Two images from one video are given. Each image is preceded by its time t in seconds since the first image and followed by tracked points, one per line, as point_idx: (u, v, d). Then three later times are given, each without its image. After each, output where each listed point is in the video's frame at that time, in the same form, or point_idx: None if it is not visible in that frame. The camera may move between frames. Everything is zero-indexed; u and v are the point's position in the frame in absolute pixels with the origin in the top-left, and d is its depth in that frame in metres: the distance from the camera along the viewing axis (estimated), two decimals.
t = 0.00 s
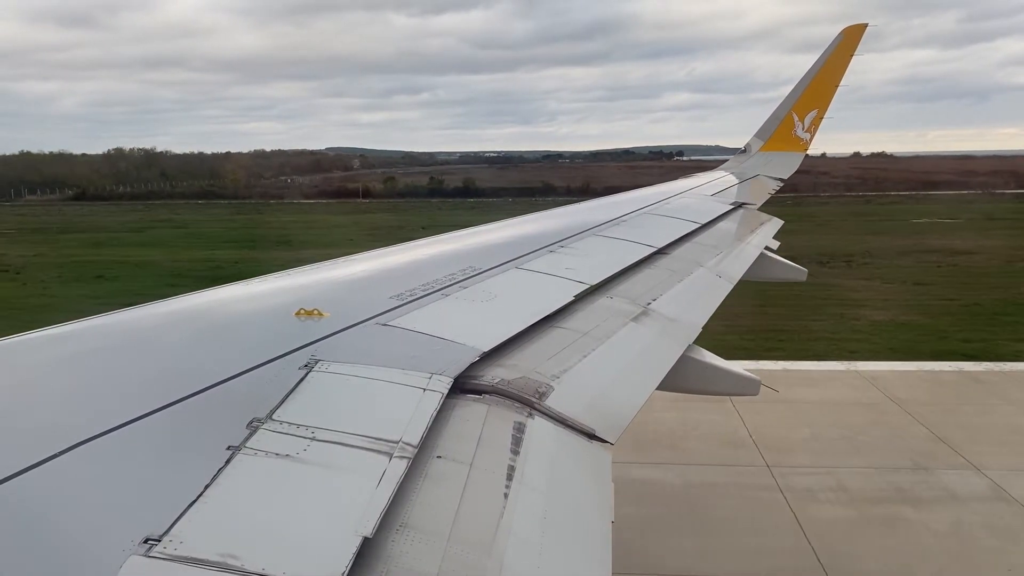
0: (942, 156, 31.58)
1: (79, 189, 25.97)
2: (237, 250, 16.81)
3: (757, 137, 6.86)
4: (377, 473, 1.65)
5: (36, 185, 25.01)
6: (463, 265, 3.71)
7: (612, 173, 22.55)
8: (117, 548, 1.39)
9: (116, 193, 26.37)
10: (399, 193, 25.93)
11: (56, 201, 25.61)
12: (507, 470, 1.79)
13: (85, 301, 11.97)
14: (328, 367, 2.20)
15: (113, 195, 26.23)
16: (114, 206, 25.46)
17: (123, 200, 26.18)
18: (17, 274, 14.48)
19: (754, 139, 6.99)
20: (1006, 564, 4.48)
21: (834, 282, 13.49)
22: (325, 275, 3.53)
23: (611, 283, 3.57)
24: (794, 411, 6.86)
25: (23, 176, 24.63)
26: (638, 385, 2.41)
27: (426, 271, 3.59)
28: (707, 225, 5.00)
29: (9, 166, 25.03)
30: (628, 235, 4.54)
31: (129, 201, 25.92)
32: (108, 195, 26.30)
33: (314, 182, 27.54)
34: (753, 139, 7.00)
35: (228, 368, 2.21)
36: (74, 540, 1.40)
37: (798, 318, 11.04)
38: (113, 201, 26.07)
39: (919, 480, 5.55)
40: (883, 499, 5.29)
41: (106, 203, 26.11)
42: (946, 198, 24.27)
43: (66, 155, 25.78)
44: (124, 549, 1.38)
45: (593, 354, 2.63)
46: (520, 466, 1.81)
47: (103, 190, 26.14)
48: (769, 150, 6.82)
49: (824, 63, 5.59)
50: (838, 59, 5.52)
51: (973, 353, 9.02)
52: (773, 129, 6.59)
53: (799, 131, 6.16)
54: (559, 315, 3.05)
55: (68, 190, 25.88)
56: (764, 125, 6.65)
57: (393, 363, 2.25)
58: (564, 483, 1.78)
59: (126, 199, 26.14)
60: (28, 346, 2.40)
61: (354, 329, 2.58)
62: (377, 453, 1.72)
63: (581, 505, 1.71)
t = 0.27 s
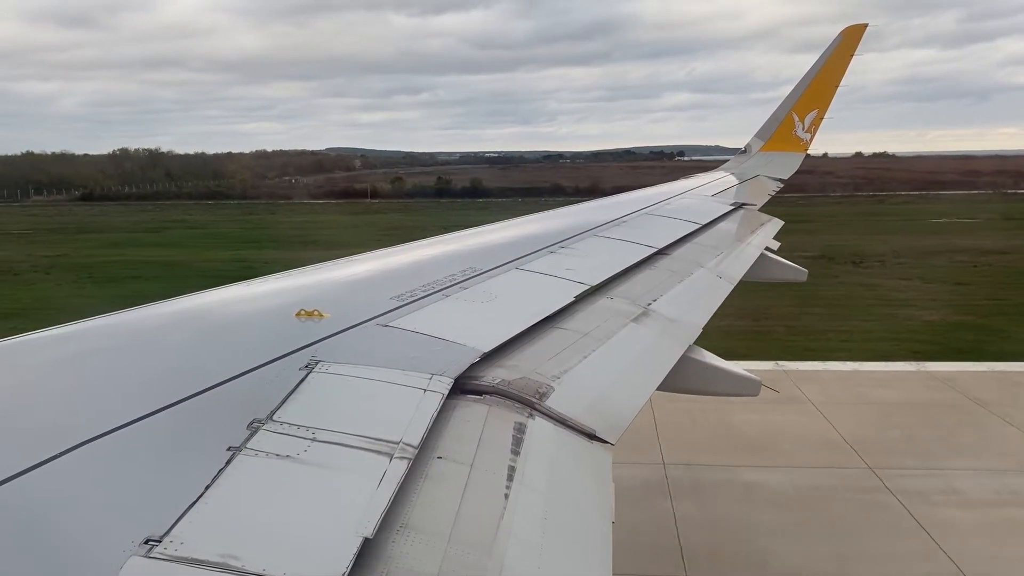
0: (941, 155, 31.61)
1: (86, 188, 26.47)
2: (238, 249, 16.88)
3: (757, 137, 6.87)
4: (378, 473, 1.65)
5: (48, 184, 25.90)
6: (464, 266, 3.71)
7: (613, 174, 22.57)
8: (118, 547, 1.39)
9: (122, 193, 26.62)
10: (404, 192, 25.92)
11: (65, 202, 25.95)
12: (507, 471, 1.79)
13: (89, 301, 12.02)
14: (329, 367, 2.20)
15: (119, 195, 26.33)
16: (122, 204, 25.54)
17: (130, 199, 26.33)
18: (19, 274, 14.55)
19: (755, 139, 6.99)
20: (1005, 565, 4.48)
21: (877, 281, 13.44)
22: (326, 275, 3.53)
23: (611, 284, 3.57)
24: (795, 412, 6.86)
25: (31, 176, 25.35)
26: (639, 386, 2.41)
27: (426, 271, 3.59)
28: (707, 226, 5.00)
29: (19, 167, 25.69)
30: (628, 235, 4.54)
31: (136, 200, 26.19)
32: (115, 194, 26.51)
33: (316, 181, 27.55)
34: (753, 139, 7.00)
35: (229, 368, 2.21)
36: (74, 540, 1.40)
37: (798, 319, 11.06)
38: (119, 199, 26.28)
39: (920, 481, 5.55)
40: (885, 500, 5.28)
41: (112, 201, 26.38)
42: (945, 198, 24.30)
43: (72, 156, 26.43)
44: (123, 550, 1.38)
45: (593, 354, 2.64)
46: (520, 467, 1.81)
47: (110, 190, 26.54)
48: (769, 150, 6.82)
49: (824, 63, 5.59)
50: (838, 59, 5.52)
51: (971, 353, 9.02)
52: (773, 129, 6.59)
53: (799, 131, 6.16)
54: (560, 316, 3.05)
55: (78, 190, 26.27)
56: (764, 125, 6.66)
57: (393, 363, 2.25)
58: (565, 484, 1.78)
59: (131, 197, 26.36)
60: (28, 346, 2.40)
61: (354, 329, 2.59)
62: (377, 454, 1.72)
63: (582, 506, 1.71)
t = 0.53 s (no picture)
0: (941, 156, 31.64)
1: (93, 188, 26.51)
2: (240, 249, 16.87)
3: (757, 138, 6.87)
4: (378, 474, 1.65)
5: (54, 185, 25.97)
6: (464, 267, 3.71)
7: (614, 174, 22.59)
8: (118, 548, 1.40)
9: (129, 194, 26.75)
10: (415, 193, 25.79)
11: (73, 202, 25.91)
12: (507, 471, 1.79)
13: (91, 301, 11.98)
14: (329, 368, 2.20)
15: (127, 195, 26.36)
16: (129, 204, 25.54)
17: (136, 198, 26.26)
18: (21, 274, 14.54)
19: (755, 140, 7.00)
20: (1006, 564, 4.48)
21: (915, 281, 13.40)
22: (326, 276, 3.53)
23: (611, 284, 3.57)
24: (795, 412, 6.86)
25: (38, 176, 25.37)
26: (639, 387, 2.41)
27: (427, 272, 3.59)
28: (707, 226, 5.01)
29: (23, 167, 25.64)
30: (628, 236, 4.54)
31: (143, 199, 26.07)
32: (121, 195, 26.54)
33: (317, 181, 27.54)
34: (753, 140, 7.00)
35: (229, 369, 2.21)
36: (74, 540, 1.40)
37: (799, 319, 11.06)
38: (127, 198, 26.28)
39: (920, 481, 5.54)
40: (884, 500, 5.28)
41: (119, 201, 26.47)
42: (945, 198, 24.32)
43: (77, 157, 26.50)
44: (123, 550, 1.38)
45: (593, 355, 2.64)
46: (521, 467, 1.81)
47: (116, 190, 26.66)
48: (769, 151, 6.83)
49: (825, 64, 5.59)
50: (838, 61, 5.53)
51: (971, 353, 9.03)
52: (773, 129, 6.59)
53: (799, 132, 6.17)
54: (560, 316, 3.05)
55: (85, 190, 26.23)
56: (764, 126, 6.66)
57: (394, 364, 2.25)
58: (565, 484, 1.78)
59: (139, 196, 26.34)
60: (28, 347, 2.40)
61: (354, 330, 2.59)
62: (377, 454, 1.72)
63: (581, 506, 1.71)
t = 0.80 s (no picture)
0: (941, 157, 31.65)
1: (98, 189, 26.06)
2: (242, 251, 16.78)
3: (757, 139, 6.87)
4: (377, 475, 1.65)
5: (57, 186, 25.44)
6: (464, 268, 3.71)
7: (615, 176, 22.60)
8: (119, 549, 1.40)
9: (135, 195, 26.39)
10: (422, 194, 25.68)
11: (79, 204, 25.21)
12: (507, 472, 1.79)
13: (93, 304, 11.90)
14: (329, 369, 2.20)
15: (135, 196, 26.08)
16: (136, 205, 25.17)
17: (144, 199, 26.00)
18: (21, 276, 14.46)
19: (754, 141, 7.00)
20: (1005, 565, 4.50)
21: (946, 283, 13.33)
22: (326, 277, 3.53)
23: (611, 285, 3.57)
24: (794, 413, 6.87)
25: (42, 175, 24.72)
26: (639, 388, 2.41)
27: (427, 273, 3.59)
28: (707, 228, 5.00)
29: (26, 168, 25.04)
30: (627, 237, 4.54)
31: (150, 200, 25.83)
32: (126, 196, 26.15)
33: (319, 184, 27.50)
34: (753, 141, 7.00)
35: (229, 370, 2.21)
36: (74, 541, 1.41)
37: (799, 320, 11.07)
38: (134, 199, 25.84)
39: (919, 483, 5.55)
40: (884, 502, 5.28)
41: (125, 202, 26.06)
42: (945, 199, 24.32)
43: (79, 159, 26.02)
44: (124, 551, 1.39)
45: (593, 356, 2.64)
46: (520, 468, 1.81)
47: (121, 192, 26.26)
48: (769, 152, 6.83)
49: (824, 65, 5.60)
50: (838, 62, 5.53)
51: (970, 354, 9.04)
52: (773, 130, 6.59)
53: (799, 134, 6.17)
54: (560, 317, 3.05)
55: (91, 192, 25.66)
56: (764, 127, 6.66)
57: (393, 365, 2.25)
58: (564, 485, 1.78)
59: (147, 198, 26.03)
60: (27, 348, 2.40)
61: (355, 331, 2.59)
62: (377, 455, 1.73)
63: (581, 507, 1.72)
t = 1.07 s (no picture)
0: (942, 159, 31.64)
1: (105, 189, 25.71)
2: (243, 252, 16.75)
3: (757, 141, 6.87)
4: (376, 476, 1.65)
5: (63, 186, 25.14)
6: (464, 269, 3.71)
7: (616, 176, 22.60)
8: (118, 550, 1.39)
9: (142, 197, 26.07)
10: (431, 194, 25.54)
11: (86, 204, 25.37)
12: (507, 473, 1.79)
13: (95, 304, 11.90)
14: (329, 370, 2.20)
15: (141, 197, 25.84)
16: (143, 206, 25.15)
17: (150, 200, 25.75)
18: (22, 277, 14.43)
19: (754, 143, 7.00)
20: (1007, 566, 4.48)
21: (973, 285, 13.18)
22: (326, 278, 3.53)
23: (611, 286, 3.57)
24: (794, 415, 6.87)
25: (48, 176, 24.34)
26: (639, 389, 2.41)
27: (426, 274, 3.59)
28: (707, 229, 5.00)
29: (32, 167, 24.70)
30: (628, 239, 4.54)
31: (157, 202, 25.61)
32: (132, 198, 25.85)
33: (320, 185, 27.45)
34: (753, 143, 7.00)
35: (229, 370, 2.21)
36: (73, 541, 1.41)
37: (800, 321, 11.07)
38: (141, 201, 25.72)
39: (920, 484, 5.53)
40: (885, 503, 5.26)
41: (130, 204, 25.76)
42: (946, 200, 24.31)
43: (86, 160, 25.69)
44: (124, 552, 1.39)
45: (592, 357, 2.64)
46: (520, 469, 1.81)
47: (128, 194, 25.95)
48: (769, 154, 6.83)
49: (824, 66, 5.61)
50: (838, 63, 5.54)
51: (970, 356, 9.03)
52: (773, 132, 6.59)
53: (799, 135, 6.17)
54: (560, 318, 3.05)
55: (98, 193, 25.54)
56: (764, 128, 6.67)
57: (392, 366, 2.25)
58: (564, 486, 1.78)
59: (154, 199, 25.75)
60: (27, 349, 2.40)
61: (354, 332, 2.58)
62: (377, 456, 1.72)
63: (581, 509, 1.71)
